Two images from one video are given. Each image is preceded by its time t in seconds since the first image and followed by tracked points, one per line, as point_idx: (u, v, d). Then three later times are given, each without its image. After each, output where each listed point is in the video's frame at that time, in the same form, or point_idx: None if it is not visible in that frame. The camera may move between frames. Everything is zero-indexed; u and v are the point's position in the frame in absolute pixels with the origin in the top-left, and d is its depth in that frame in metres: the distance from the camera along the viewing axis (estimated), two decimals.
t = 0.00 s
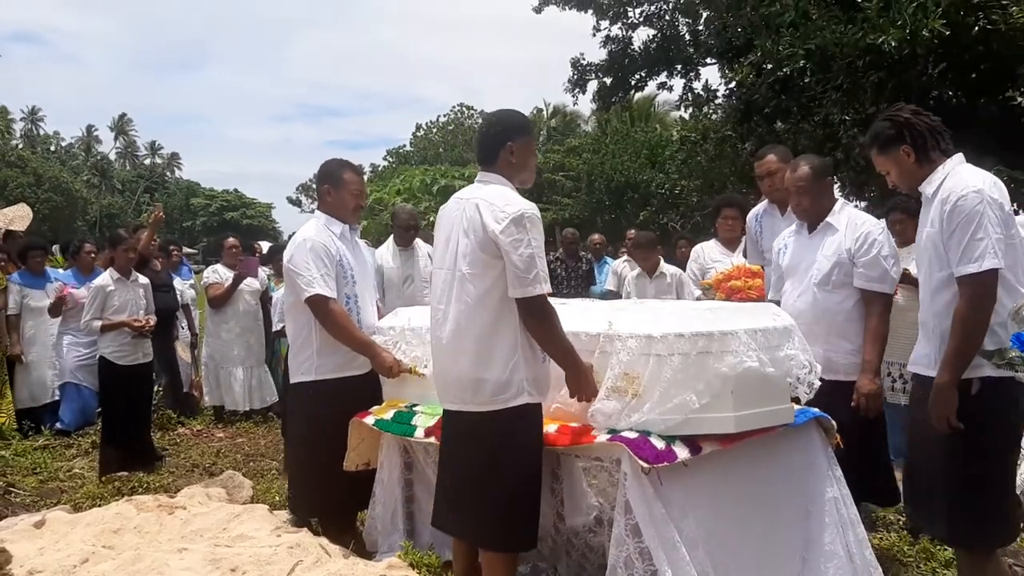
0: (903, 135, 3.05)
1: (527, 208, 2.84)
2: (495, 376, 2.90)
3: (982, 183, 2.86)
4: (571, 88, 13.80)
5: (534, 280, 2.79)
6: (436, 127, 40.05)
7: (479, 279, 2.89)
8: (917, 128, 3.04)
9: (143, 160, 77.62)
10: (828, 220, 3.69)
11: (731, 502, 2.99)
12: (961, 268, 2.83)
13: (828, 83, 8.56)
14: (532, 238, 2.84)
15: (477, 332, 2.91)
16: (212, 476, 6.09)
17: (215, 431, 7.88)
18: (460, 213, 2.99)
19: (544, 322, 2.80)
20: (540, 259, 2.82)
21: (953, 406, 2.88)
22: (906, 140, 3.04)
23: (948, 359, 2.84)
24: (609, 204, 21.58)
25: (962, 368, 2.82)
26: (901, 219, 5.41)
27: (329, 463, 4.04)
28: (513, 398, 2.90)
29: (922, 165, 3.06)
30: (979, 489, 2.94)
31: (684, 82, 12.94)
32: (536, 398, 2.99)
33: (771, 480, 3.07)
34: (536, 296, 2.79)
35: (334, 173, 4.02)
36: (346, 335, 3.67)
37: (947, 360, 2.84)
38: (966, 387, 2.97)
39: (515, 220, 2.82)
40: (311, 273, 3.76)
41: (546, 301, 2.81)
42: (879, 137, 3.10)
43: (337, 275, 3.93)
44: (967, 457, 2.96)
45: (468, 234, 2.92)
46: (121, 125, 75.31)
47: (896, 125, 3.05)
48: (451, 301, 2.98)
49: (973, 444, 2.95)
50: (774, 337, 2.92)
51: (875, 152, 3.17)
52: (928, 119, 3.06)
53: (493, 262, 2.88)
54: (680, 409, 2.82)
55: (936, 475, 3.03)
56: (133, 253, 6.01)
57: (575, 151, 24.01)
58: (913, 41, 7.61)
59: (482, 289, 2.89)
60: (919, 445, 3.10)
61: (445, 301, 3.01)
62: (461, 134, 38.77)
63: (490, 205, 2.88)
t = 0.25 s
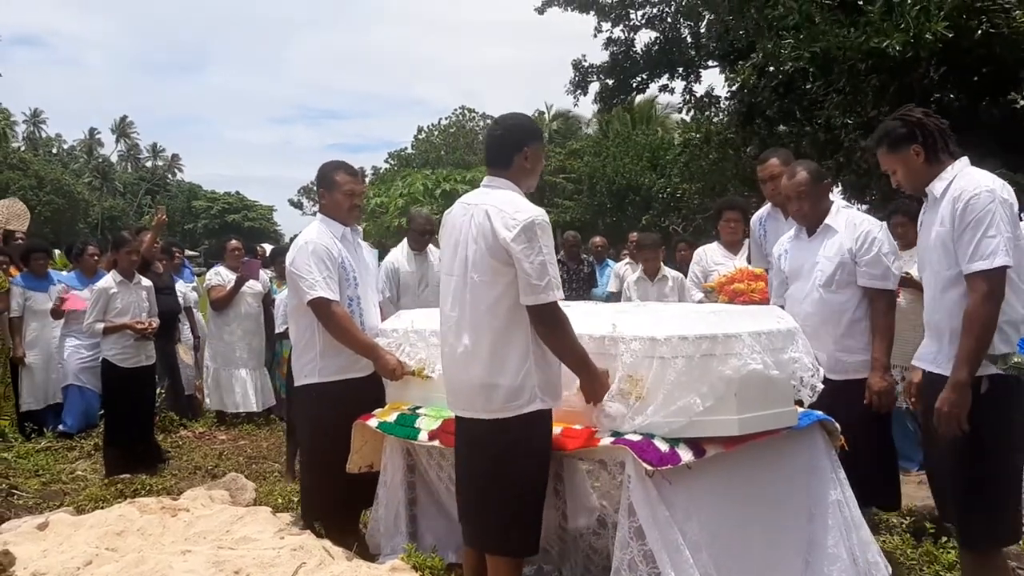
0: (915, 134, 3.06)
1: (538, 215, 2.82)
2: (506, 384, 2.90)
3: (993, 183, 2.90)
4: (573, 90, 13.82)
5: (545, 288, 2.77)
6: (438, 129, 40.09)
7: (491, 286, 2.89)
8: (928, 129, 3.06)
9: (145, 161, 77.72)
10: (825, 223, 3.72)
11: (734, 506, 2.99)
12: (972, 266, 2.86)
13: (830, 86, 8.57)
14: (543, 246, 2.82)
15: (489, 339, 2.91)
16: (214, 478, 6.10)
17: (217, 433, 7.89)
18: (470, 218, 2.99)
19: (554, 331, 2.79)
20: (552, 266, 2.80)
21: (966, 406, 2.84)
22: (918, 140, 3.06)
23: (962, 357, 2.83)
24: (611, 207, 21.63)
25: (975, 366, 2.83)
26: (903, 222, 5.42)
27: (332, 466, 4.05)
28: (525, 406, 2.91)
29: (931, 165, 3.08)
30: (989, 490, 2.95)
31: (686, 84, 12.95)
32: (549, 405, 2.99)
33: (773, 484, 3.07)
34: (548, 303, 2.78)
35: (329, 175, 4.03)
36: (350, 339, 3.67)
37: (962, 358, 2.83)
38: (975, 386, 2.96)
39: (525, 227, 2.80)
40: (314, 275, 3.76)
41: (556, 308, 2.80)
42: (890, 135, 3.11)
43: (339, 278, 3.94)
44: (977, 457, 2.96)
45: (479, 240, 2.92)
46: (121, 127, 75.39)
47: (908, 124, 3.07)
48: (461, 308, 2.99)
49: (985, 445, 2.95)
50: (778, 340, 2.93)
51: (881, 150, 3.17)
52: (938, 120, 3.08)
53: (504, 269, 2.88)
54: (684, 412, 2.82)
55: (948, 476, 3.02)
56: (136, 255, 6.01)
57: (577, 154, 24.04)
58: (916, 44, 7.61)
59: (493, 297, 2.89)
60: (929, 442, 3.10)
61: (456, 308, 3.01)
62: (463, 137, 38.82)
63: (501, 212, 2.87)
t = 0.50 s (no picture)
0: (922, 130, 3.10)
1: (541, 217, 2.82)
2: (512, 386, 2.90)
3: (1002, 177, 2.94)
4: (572, 90, 13.81)
5: (550, 290, 2.77)
6: (437, 129, 40.08)
7: (495, 289, 2.89)
8: (936, 126, 3.10)
9: (144, 161, 77.70)
10: (824, 223, 3.72)
11: (733, 505, 2.99)
12: (984, 257, 2.88)
13: (830, 86, 8.56)
14: (546, 249, 2.81)
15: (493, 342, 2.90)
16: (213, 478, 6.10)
17: (216, 433, 7.88)
18: (472, 220, 2.98)
19: (558, 333, 2.79)
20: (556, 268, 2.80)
21: (973, 396, 2.86)
22: (925, 136, 3.09)
23: (972, 346, 2.85)
24: (610, 207, 21.65)
25: (985, 356, 2.84)
26: (902, 222, 5.42)
27: (330, 466, 4.04)
28: (531, 407, 2.91)
29: (938, 161, 3.11)
30: (990, 482, 2.98)
31: (685, 85, 12.95)
32: (555, 405, 2.99)
33: (772, 483, 3.07)
34: (552, 305, 2.78)
35: (326, 175, 4.02)
36: (349, 339, 3.67)
37: (972, 347, 2.85)
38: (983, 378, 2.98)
39: (529, 230, 2.80)
40: (312, 275, 3.76)
41: (559, 310, 2.80)
42: (896, 133, 3.14)
43: (338, 278, 3.93)
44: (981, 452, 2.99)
45: (482, 242, 2.91)
46: (121, 127, 75.36)
47: (915, 122, 3.11)
48: (464, 309, 2.98)
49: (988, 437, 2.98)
50: (777, 340, 2.92)
51: (888, 148, 3.20)
52: (944, 119, 3.13)
53: (507, 271, 2.87)
54: (684, 411, 2.82)
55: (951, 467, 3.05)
56: (135, 254, 6.01)
57: (576, 154, 24.04)
58: (917, 46, 7.61)
59: (497, 299, 2.89)
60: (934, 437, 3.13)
61: (460, 310, 3.00)
62: (463, 137, 38.82)
63: (504, 214, 2.86)
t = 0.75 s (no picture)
0: (915, 131, 3.19)
1: (537, 212, 2.82)
2: (506, 382, 2.89)
3: (1002, 170, 3.05)
4: (568, 88, 13.79)
5: (546, 285, 2.78)
6: (434, 127, 40.02)
7: (490, 284, 2.88)
8: (927, 126, 3.21)
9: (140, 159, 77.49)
10: (820, 217, 3.72)
11: (726, 502, 2.99)
12: (997, 248, 2.97)
13: (825, 84, 8.57)
14: (544, 243, 2.81)
15: (487, 337, 2.89)
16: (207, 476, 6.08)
17: (210, 431, 7.86)
18: (467, 215, 2.97)
19: (554, 328, 2.79)
20: (553, 264, 2.81)
21: (989, 383, 2.99)
22: (919, 136, 3.19)
23: (989, 335, 2.96)
24: (606, 206, 21.64)
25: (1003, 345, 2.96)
26: (896, 220, 5.42)
27: (322, 463, 4.03)
28: (525, 403, 2.90)
29: (932, 159, 3.21)
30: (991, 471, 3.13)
31: (682, 83, 12.94)
32: (547, 401, 2.99)
33: (765, 480, 3.07)
34: (549, 300, 2.78)
35: (319, 171, 4.00)
36: (343, 336, 3.66)
37: (990, 335, 2.96)
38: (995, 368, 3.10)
39: (526, 225, 2.80)
40: (305, 272, 3.75)
41: (556, 306, 2.80)
42: (890, 135, 3.24)
43: (330, 275, 3.92)
44: (985, 442, 3.12)
45: (477, 237, 2.90)
46: (116, 125, 75.13)
47: (908, 123, 3.20)
48: (458, 305, 2.97)
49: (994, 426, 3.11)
50: (770, 336, 2.92)
51: (882, 150, 3.29)
52: (934, 118, 3.23)
53: (503, 266, 2.87)
54: (676, 408, 2.81)
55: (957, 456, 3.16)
56: (128, 252, 5.99)
57: (573, 152, 24.01)
58: (912, 45, 7.62)
59: (492, 294, 2.88)
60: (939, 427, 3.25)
61: (453, 305, 2.99)
62: (459, 136, 38.76)
63: (501, 209, 2.86)
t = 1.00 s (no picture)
0: (899, 144, 3.19)
1: (535, 211, 2.82)
2: (503, 381, 2.88)
3: (993, 164, 3.09)
4: (568, 88, 13.79)
5: (545, 283, 2.78)
6: (433, 127, 40.01)
7: (487, 282, 2.88)
8: (910, 135, 3.21)
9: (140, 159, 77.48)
10: (824, 217, 3.71)
11: (725, 502, 2.99)
12: (1009, 240, 2.99)
13: (825, 84, 8.57)
14: (542, 242, 2.81)
15: (485, 336, 2.89)
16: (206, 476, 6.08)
17: (210, 431, 7.86)
18: (466, 214, 2.97)
19: (552, 327, 2.80)
20: (552, 262, 2.81)
21: None
22: (904, 147, 3.20)
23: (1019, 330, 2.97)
24: (606, 206, 21.63)
25: None
26: (895, 220, 5.42)
27: (320, 463, 4.02)
28: (522, 403, 2.90)
29: (920, 167, 3.22)
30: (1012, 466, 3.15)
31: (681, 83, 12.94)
32: (543, 401, 2.99)
33: (764, 480, 3.07)
34: (546, 298, 2.79)
35: (317, 171, 3.99)
36: (341, 335, 3.65)
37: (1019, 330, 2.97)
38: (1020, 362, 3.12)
39: (525, 223, 2.80)
40: (303, 272, 3.74)
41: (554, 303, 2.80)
42: (876, 150, 3.24)
43: (328, 275, 3.92)
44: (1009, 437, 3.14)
45: (475, 235, 2.90)
46: (115, 125, 75.12)
47: (890, 136, 3.20)
48: (455, 304, 2.97)
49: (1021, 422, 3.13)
50: (769, 337, 2.92)
51: (869, 166, 3.29)
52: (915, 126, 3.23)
53: (501, 265, 2.87)
54: (676, 408, 2.81)
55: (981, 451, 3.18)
56: (126, 251, 5.98)
57: (573, 152, 24.01)
58: (911, 45, 7.61)
59: (489, 293, 2.87)
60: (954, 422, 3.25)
61: (451, 304, 2.98)
62: (459, 136, 38.75)
63: (499, 207, 2.86)
